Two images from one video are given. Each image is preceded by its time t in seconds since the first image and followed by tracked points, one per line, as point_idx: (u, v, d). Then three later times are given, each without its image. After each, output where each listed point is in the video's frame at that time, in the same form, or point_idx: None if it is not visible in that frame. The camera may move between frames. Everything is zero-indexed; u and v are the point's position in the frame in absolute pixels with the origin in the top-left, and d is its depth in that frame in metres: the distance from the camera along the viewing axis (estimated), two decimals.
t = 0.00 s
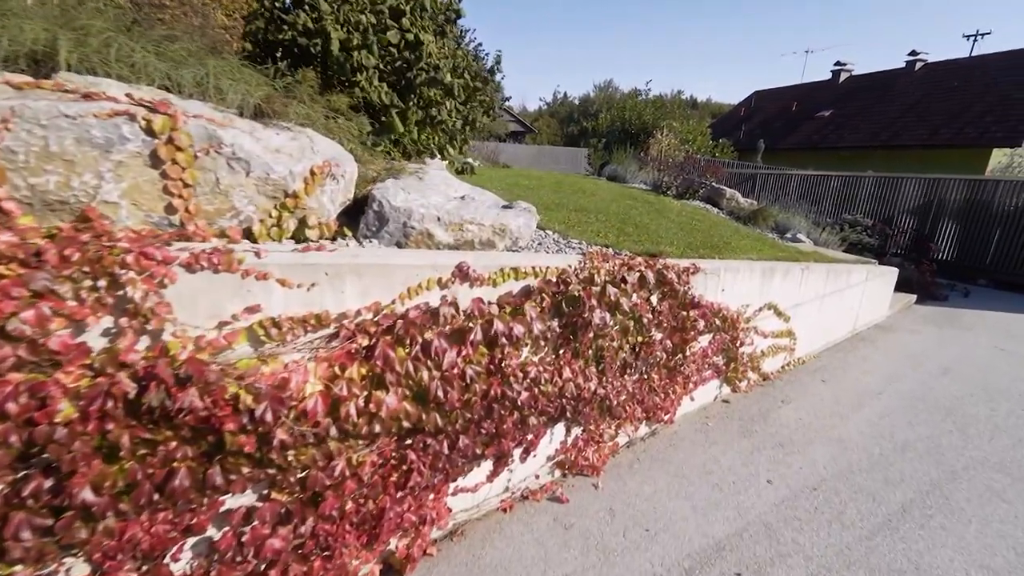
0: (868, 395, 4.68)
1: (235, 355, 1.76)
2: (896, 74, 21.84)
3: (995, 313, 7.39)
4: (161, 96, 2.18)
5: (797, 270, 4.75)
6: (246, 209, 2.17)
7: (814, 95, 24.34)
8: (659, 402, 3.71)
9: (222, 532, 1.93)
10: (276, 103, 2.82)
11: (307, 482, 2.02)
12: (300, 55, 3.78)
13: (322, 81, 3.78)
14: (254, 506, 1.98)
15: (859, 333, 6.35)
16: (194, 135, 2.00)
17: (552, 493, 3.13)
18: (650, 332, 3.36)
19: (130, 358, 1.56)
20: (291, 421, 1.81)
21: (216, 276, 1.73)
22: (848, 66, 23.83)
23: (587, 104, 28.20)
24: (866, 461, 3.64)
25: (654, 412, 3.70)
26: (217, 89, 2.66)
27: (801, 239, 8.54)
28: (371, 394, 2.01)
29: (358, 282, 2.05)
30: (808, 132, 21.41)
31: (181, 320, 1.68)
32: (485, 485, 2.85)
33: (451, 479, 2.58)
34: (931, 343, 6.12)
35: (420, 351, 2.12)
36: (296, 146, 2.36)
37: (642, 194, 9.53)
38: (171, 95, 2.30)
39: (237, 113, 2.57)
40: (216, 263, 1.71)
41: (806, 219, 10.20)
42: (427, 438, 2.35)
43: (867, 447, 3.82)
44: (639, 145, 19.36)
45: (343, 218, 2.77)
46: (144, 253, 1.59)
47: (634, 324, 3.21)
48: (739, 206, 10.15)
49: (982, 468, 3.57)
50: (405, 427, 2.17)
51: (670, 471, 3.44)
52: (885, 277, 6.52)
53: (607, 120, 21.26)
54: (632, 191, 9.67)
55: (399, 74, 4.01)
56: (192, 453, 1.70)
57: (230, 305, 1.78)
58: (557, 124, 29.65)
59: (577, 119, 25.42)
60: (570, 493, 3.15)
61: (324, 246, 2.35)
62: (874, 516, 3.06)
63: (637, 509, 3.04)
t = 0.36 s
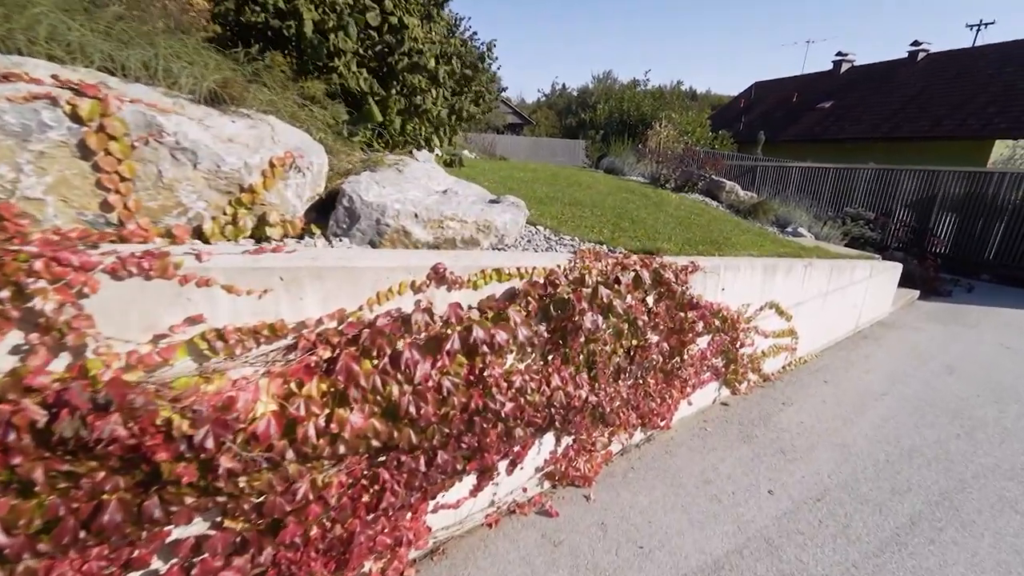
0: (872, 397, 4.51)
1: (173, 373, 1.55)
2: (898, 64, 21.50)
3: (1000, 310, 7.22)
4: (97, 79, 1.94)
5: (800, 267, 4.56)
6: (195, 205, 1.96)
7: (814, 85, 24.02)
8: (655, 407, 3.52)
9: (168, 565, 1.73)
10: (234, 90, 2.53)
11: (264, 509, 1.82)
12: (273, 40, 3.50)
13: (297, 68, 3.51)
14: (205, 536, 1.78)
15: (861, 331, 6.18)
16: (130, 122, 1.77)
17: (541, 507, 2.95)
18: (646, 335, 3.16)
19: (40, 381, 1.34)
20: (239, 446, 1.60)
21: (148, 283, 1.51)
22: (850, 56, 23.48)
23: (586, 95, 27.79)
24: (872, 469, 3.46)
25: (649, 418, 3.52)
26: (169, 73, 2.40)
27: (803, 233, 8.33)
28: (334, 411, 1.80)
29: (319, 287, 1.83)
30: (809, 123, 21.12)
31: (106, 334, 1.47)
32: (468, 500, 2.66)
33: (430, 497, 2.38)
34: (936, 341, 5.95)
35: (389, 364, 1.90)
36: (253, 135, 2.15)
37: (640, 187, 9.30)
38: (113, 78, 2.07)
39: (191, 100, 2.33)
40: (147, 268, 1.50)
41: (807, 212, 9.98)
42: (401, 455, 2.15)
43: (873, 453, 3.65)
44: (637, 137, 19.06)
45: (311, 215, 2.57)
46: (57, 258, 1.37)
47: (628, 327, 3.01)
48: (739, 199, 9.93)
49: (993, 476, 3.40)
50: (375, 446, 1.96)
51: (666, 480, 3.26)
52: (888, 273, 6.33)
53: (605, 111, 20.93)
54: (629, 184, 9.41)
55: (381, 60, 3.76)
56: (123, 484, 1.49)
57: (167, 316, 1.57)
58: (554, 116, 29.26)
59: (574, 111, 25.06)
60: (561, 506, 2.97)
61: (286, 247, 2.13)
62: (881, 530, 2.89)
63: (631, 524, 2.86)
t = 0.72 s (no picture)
0: (878, 393, 4.35)
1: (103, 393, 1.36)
2: (904, 44, 20.95)
3: (1007, 299, 7.04)
4: (21, 54, 1.70)
5: (806, 258, 4.36)
6: (138, 198, 1.75)
7: (818, 67, 23.46)
8: (654, 407, 3.34)
9: None
10: (186, 69, 2.31)
11: (220, 536, 1.64)
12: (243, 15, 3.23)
13: (269, 46, 3.25)
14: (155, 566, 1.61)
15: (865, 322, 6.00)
16: (53, 104, 1.54)
17: (533, 515, 2.80)
18: (644, 333, 2.97)
19: None
20: (183, 473, 1.41)
21: (69, 291, 1.31)
22: (855, 37, 22.91)
23: (585, 78, 27.17)
24: (880, 471, 3.32)
25: (647, 419, 3.35)
26: (114, 48, 2.14)
27: (807, 220, 8.10)
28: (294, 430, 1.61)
29: (276, 291, 1.63)
30: (812, 106, 20.66)
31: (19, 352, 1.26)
32: (454, 511, 2.50)
33: (412, 512, 2.22)
34: (943, 333, 5.78)
35: (358, 376, 1.70)
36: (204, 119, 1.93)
37: (639, 173, 9.03)
38: (43, 53, 1.82)
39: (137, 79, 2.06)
40: (66, 274, 1.29)
41: (811, 198, 9.73)
42: (377, 471, 1.97)
43: (881, 454, 3.50)
44: (637, 121, 18.63)
45: (279, 204, 2.32)
46: None
47: (625, 326, 2.82)
48: (741, 185, 9.66)
49: (1006, 479, 3.27)
50: (346, 465, 1.78)
51: (664, 484, 3.10)
52: (895, 262, 6.13)
53: (604, 94, 20.44)
54: (628, 170, 9.11)
55: (361, 37, 3.49)
56: (49, 520, 1.31)
57: (96, 329, 1.36)
58: (553, 99, 28.65)
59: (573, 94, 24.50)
60: (553, 514, 2.82)
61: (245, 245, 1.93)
62: (892, 539, 2.75)
63: (627, 534, 2.71)
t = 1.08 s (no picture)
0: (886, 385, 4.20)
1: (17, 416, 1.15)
2: (913, 20, 20.30)
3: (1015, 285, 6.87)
4: None
5: (814, 245, 4.15)
6: (67, 184, 1.58)
7: (823, 44, 22.80)
8: (654, 404, 3.17)
9: None
10: (130, 35, 1.99)
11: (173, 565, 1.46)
12: None
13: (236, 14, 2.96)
14: None
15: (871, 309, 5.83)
16: None
17: (525, 520, 2.65)
18: (644, 327, 2.77)
19: None
20: (116, 505, 1.23)
21: None
22: (862, 13, 22.20)
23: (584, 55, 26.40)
24: (888, 469, 3.18)
25: (647, 416, 3.18)
26: (42, 10, 1.86)
27: (811, 203, 7.85)
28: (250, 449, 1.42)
29: (226, 293, 1.42)
30: (817, 84, 20.13)
31: None
32: (441, 519, 2.35)
33: (394, 525, 2.05)
34: (950, 321, 5.62)
35: (325, 388, 1.50)
36: (143, 93, 1.76)
37: (639, 154, 8.73)
38: None
39: (73, 49, 1.83)
40: None
41: (816, 180, 9.45)
42: (353, 485, 1.79)
43: (890, 451, 3.36)
44: (637, 100, 18.12)
45: (244, 191, 2.13)
46: None
47: (625, 321, 2.63)
48: (744, 167, 9.37)
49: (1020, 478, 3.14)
50: (315, 483, 1.60)
51: (664, 485, 2.96)
52: (903, 248, 5.94)
53: (604, 72, 19.84)
54: (627, 152, 8.81)
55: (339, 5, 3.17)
56: None
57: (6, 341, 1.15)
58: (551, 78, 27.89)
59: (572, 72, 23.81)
60: (547, 518, 2.67)
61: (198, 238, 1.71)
62: (903, 544, 2.62)
63: (624, 539, 2.56)
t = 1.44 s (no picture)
0: (897, 377, 4.04)
1: None
2: None
3: None
4: None
5: (826, 230, 3.94)
6: None
7: (832, 16, 21.99)
8: (656, 400, 3.00)
9: None
10: None
11: None
12: None
13: None
14: None
15: (879, 295, 5.65)
16: None
17: (521, 524, 2.50)
18: (648, 321, 2.58)
19: None
20: (38, 550, 1.04)
21: None
22: None
23: (584, 27, 25.45)
24: (900, 466, 3.05)
25: (649, 412, 3.01)
26: None
27: (819, 184, 7.58)
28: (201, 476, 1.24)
29: (166, 298, 1.21)
30: (824, 59, 19.48)
31: None
32: (431, 526, 2.20)
33: (378, 538, 1.89)
34: (961, 307, 5.45)
35: (287, 405, 1.30)
36: (69, 60, 1.57)
37: (642, 132, 8.39)
38: None
39: None
40: None
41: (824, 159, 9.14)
42: (330, 503, 1.62)
43: (902, 447, 3.22)
44: (639, 75, 17.51)
45: (202, 172, 1.95)
46: None
47: (628, 315, 2.43)
48: (749, 145, 9.06)
49: None
50: (284, 507, 1.42)
51: (667, 485, 2.82)
52: (914, 231, 5.72)
53: (605, 45, 19.13)
54: (629, 129, 8.46)
55: None
56: None
57: None
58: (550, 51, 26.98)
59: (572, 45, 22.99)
60: (544, 522, 2.53)
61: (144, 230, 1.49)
62: (917, 548, 2.50)
63: (624, 545, 2.43)
